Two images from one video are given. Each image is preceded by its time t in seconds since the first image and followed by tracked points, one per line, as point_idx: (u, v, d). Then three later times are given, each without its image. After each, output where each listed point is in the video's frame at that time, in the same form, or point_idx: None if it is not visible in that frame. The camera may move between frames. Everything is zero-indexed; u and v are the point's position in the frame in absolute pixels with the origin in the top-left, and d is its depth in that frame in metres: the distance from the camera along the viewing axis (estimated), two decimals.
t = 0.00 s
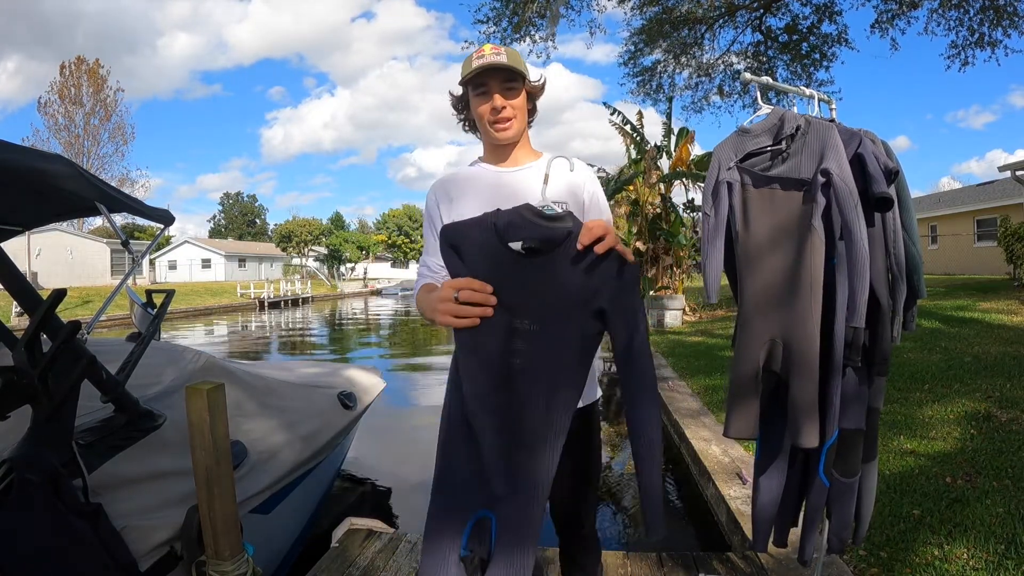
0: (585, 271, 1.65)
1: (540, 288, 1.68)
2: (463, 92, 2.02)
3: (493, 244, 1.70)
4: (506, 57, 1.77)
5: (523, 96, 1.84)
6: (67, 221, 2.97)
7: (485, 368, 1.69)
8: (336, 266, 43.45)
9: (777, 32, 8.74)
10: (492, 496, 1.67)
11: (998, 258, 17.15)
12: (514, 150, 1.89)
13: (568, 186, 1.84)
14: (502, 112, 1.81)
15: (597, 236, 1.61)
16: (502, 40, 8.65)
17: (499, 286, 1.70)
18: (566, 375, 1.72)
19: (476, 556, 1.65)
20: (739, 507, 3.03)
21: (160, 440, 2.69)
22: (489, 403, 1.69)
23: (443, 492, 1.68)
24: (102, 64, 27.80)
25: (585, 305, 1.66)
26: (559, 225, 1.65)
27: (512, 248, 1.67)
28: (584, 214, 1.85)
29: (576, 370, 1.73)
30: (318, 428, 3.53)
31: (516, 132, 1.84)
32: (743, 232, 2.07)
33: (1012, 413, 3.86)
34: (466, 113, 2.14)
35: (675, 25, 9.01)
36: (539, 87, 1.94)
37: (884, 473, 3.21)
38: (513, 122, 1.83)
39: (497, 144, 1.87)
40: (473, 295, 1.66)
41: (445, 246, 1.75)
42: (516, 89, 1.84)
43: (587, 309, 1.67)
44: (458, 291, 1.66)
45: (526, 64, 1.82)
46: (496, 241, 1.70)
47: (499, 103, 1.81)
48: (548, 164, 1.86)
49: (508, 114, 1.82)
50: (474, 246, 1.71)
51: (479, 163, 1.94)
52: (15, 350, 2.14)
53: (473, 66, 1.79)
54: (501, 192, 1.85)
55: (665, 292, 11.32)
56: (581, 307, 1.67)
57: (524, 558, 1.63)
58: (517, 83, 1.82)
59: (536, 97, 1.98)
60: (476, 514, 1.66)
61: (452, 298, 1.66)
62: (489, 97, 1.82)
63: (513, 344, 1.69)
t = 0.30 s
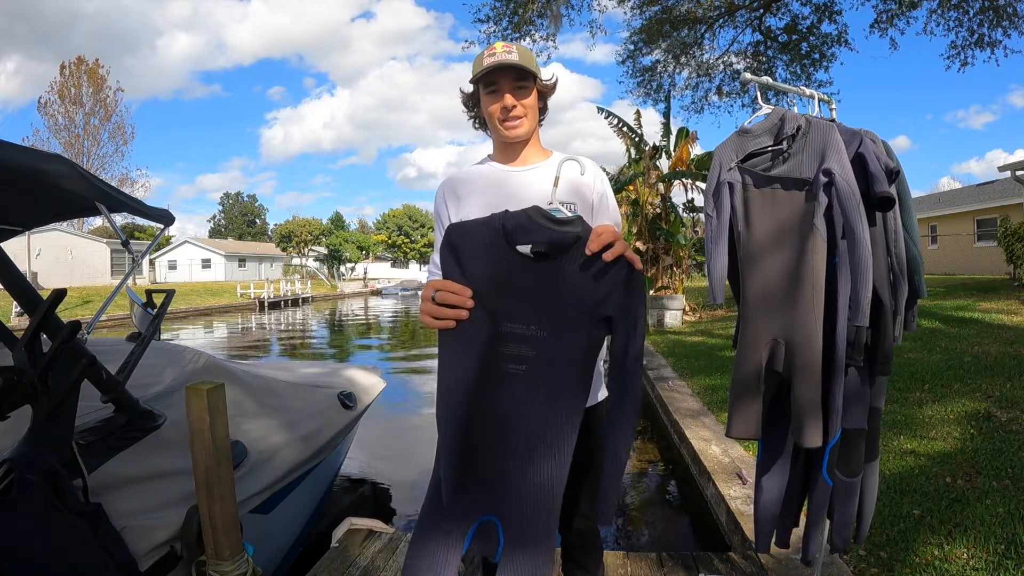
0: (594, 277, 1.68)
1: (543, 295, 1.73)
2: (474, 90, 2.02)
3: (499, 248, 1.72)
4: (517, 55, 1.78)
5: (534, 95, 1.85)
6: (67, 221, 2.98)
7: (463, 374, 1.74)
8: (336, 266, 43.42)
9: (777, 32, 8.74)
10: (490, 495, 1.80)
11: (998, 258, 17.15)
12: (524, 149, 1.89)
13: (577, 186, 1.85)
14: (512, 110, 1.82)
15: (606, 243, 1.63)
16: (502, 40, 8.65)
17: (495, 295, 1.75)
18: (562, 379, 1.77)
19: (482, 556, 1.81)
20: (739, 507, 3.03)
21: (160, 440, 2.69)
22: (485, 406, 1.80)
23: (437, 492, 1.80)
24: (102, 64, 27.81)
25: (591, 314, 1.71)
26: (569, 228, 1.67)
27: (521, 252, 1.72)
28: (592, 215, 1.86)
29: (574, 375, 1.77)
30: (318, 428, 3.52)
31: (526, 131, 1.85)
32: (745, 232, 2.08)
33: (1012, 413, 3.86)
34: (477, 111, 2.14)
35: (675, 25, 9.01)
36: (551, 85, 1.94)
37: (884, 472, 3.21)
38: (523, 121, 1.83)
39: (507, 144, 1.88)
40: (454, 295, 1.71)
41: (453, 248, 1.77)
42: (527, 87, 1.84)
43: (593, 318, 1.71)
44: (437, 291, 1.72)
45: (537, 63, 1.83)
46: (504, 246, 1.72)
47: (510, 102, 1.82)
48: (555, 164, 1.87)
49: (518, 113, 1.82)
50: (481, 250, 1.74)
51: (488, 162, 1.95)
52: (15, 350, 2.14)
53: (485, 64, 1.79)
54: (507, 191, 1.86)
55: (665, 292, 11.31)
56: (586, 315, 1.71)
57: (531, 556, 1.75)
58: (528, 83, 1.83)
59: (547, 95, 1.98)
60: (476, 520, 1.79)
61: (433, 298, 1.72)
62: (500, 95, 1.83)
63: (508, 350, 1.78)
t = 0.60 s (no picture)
0: (598, 280, 1.69)
1: (552, 300, 1.73)
2: (483, 89, 2.01)
3: (503, 255, 1.73)
4: (527, 55, 1.77)
5: (543, 95, 1.85)
6: (67, 221, 2.98)
7: (472, 379, 1.75)
8: (336, 266, 43.42)
9: (777, 32, 8.74)
10: (507, 497, 1.80)
11: (999, 258, 17.14)
12: (531, 150, 1.89)
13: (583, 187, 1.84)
14: (521, 110, 1.81)
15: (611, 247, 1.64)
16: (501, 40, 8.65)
17: (503, 303, 1.75)
18: (573, 384, 1.77)
19: (509, 549, 1.83)
20: (739, 507, 3.03)
21: (160, 440, 2.70)
22: (497, 411, 1.80)
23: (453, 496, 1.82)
24: (102, 64, 27.83)
25: (600, 317, 1.71)
26: (572, 233, 1.67)
27: (526, 260, 1.72)
28: (598, 216, 1.86)
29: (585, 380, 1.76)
30: (318, 428, 3.52)
31: (534, 131, 1.84)
32: (744, 232, 2.08)
33: (1012, 413, 3.86)
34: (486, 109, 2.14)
35: (675, 25, 9.01)
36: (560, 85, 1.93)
37: (884, 472, 3.21)
38: (532, 121, 1.83)
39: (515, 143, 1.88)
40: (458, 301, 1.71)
41: (457, 258, 1.75)
42: (536, 87, 1.84)
43: (602, 320, 1.71)
44: (441, 297, 1.74)
45: (547, 62, 1.82)
46: (508, 253, 1.72)
47: (518, 102, 1.82)
48: (561, 165, 1.87)
49: (526, 113, 1.82)
50: (488, 258, 1.74)
51: (495, 161, 1.95)
52: (15, 350, 2.14)
53: (494, 63, 1.79)
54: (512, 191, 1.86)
55: (665, 292, 11.31)
56: (594, 318, 1.71)
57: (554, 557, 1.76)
58: (537, 82, 1.82)
59: (556, 95, 1.98)
60: (507, 515, 1.79)
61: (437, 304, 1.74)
62: (509, 95, 1.83)
63: (518, 356, 1.79)
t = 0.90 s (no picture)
0: (603, 283, 1.68)
1: (560, 301, 1.72)
2: (488, 89, 2.01)
3: (508, 258, 1.71)
4: (532, 55, 1.77)
5: (548, 95, 1.85)
6: (67, 221, 2.98)
7: (479, 382, 1.74)
8: (336, 266, 43.42)
9: (776, 33, 8.74)
10: (518, 499, 1.80)
11: (998, 258, 17.14)
12: (535, 150, 1.89)
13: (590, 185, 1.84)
14: (525, 110, 1.81)
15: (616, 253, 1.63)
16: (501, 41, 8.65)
17: (512, 305, 1.74)
18: (581, 386, 1.76)
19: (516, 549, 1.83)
20: (739, 507, 3.03)
21: (160, 440, 2.69)
22: (507, 413, 1.80)
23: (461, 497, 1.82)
24: (101, 64, 27.83)
25: (606, 319, 1.70)
26: (578, 236, 1.66)
27: (532, 262, 1.71)
28: (603, 214, 1.86)
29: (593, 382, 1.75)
30: (318, 428, 3.52)
31: (539, 131, 1.84)
32: (741, 232, 2.08)
33: (1012, 413, 3.86)
34: (490, 109, 2.14)
35: (674, 25, 9.01)
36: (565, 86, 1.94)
37: (884, 472, 3.21)
38: (537, 121, 1.83)
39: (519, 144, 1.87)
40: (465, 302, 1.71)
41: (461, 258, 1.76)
42: (541, 88, 1.83)
43: (607, 322, 1.70)
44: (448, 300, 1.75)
45: (552, 62, 1.82)
46: (514, 255, 1.71)
47: (523, 102, 1.81)
48: (565, 165, 1.86)
49: (531, 113, 1.82)
50: (496, 261, 1.72)
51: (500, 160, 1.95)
52: (15, 349, 2.15)
53: (499, 63, 1.79)
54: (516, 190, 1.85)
55: (665, 292, 11.31)
56: (598, 320, 1.71)
57: (563, 554, 1.76)
58: (542, 83, 1.82)
59: (561, 95, 1.98)
60: (513, 515, 1.80)
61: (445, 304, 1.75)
62: (513, 96, 1.83)
63: (526, 358, 1.78)
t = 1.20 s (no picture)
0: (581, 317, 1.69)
1: (540, 341, 1.72)
2: (517, 86, 1.99)
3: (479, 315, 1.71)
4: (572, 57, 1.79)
5: (577, 100, 1.85)
6: (67, 221, 2.98)
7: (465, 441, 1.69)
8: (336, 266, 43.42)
9: (778, 33, 8.75)
10: (537, 539, 1.71)
11: (999, 259, 17.14)
12: (556, 150, 1.87)
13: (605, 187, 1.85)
14: (555, 110, 1.81)
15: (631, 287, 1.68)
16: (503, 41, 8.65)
17: (489, 358, 1.71)
18: (570, 412, 1.75)
19: None
20: (739, 507, 3.03)
21: (161, 440, 2.70)
22: (501, 466, 1.74)
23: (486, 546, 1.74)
24: (102, 63, 27.81)
25: (582, 356, 1.72)
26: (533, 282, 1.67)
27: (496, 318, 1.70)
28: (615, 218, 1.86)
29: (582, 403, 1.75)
30: (319, 428, 3.52)
31: (563, 132, 1.83)
32: (743, 232, 2.07)
33: (1013, 413, 3.86)
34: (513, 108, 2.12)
35: (676, 26, 9.01)
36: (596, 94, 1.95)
37: (884, 472, 3.21)
38: (564, 122, 1.82)
39: (541, 141, 1.85)
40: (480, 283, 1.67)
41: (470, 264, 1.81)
42: (574, 92, 1.84)
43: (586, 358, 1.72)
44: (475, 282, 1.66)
45: (588, 67, 1.83)
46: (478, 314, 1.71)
47: (554, 101, 1.81)
48: (581, 166, 1.85)
49: (559, 114, 1.81)
50: (465, 326, 1.70)
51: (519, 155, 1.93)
52: (15, 349, 2.15)
53: (538, 58, 1.78)
54: (531, 185, 1.82)
55: (665, 292, 11.32)
56: (577, 359, 1.73)
57: None
58: (575, 87, 1.83)
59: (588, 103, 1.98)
60: (543, 556, 1.69)
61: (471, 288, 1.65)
62: (546, 92, 1.81)
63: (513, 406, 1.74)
